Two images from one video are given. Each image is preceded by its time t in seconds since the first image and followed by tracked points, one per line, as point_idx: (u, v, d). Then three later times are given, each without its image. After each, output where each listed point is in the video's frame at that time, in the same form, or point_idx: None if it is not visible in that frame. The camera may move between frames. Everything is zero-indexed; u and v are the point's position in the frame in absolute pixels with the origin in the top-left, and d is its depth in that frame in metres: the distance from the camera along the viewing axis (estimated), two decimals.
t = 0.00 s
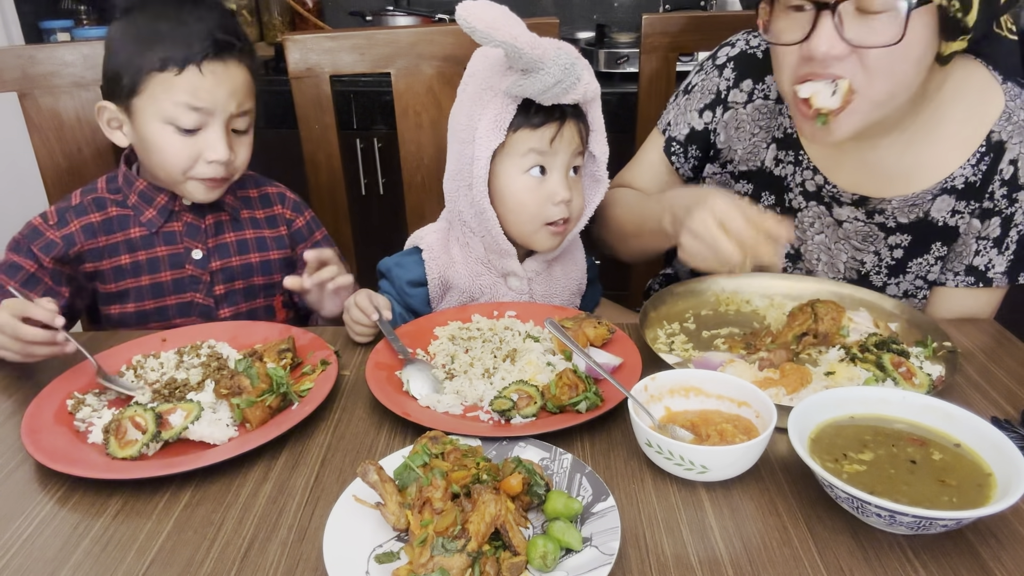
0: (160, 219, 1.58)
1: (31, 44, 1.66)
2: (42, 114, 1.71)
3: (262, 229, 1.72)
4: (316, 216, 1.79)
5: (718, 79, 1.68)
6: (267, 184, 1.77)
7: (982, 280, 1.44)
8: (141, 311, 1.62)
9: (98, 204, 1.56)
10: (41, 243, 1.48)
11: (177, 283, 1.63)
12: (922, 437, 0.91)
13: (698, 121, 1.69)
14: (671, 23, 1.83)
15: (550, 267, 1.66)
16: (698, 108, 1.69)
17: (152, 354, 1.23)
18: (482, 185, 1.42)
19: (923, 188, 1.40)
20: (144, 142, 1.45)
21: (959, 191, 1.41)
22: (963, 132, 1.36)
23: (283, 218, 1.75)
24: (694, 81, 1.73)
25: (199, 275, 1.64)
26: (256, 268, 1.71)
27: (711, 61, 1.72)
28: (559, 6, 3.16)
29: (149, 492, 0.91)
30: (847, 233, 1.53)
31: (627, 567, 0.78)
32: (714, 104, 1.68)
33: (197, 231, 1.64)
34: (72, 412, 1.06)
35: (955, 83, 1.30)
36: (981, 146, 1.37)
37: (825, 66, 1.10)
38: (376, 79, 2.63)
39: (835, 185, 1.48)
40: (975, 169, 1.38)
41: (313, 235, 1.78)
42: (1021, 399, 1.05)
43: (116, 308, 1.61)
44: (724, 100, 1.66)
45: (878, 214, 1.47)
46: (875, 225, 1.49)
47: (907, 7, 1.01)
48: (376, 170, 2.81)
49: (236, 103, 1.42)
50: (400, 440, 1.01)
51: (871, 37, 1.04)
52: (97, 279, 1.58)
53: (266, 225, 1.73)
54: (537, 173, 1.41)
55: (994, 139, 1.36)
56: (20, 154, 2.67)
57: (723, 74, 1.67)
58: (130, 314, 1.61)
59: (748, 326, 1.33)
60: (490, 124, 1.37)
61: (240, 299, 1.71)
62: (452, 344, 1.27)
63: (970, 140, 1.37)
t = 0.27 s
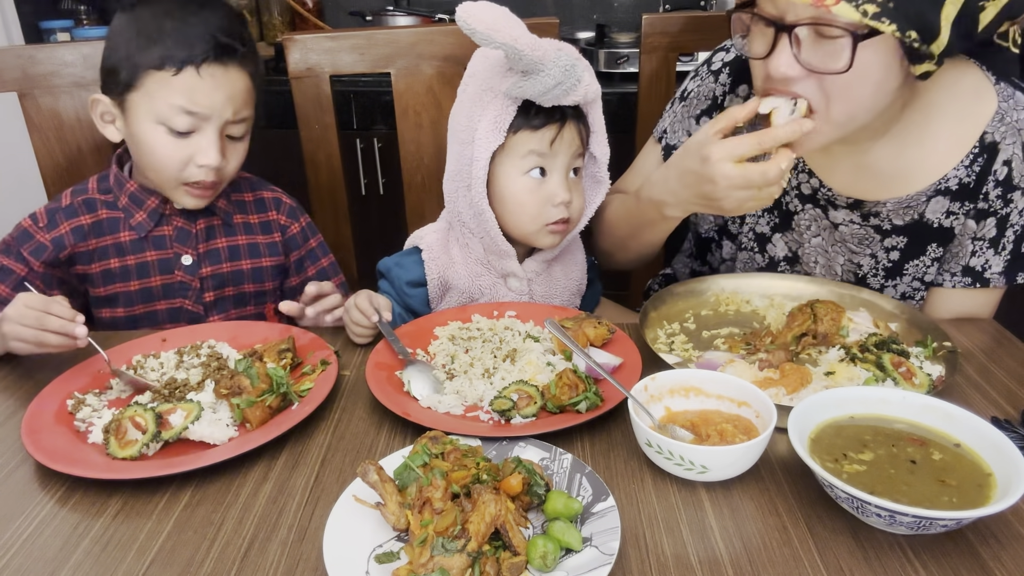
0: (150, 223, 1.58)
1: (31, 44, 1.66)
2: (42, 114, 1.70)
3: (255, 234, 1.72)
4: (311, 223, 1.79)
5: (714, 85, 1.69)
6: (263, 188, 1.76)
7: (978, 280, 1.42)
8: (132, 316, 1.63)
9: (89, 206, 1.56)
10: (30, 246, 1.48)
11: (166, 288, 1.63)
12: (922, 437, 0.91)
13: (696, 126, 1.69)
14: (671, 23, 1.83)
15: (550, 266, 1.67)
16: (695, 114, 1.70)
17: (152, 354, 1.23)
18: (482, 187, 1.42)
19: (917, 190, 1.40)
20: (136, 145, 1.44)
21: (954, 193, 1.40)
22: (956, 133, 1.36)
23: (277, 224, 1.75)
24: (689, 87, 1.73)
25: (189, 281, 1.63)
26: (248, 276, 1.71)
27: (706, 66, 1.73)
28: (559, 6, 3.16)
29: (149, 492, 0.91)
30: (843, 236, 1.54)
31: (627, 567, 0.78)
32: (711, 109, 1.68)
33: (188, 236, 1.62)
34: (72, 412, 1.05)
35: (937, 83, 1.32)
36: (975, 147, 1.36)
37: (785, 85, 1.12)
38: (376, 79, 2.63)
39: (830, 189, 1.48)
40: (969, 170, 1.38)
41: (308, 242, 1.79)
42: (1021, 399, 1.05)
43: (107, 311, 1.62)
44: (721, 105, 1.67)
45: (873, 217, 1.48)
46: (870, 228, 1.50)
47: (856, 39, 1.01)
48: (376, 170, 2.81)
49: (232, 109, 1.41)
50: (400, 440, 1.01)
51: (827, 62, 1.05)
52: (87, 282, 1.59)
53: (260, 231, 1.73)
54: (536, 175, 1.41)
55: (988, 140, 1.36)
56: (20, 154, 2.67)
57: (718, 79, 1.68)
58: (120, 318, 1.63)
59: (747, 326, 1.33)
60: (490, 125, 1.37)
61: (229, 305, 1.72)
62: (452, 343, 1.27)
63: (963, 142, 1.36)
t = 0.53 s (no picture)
0: (156, 224, 1.57)
1: (31, 44, 1.66)
2: (42, 114, 1.70)
3: (262, 235, 1.71)
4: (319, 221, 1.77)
5: (711, 90, 1.68)
6: (271, 188, 1.76)
7: (977, 281, 1.42)
8: (138, 317, 1.64)
9: (97, 206, 1.56)
10: (35, 244, 1.47)
11: (173, 290, 1.63)
12: (922, 437, 0.91)
13: (694, 132, 1.68)
14: (671, 24, 1.83)
15: (550, 267, 1.66)
16: (693, 119, 1.69)
17: (152, 354, 1.23)
18: (477, 186, 1.42)
19: (913, 193, 1.40)
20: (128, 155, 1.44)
21: (950, 196, 1.40)
22: (952, 136, 1.35)
23: (284, 225, 1.74)
24: (687, 93, 1.73)
25: (196, 283, 1.63)
26: (254, 277, 1.72)
27: (704, 72, 1.73)
28: (559, 6, 3.16)
29: (149, 492, 0.91)
30: (841, 239, 1.55)
31: (627, 567, 0.78)
32: (709, 115, 1.67)
33: (195, 238, 1.63)
34: (72, 412, 1.05)
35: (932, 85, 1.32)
36: (971, 150, 1.36)
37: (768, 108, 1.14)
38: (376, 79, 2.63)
39: (828, 193, 1.47)
40: (966, 172, 1.37)
41: (316, 242, 1.77)
42: (1020, 399, 1.05)
43: (111, 314, 1.63)
44: (719, 110, 1.66)
45: (870, 221, 1.47)
46: (868, 231, 1.50)
47: (836, 67, 1.04)
48: (376, 170, 2.81)
49: (205, 105, 1.37)
50: (400, 440, 1.01)
51: (808, 87, 1.08)
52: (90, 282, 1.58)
53: (267, 232, 1.72)
54: (534, 177, 1.41)
55: (984, 142, 1.36)
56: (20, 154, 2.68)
57: (717, 84, 1.67)
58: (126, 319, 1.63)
59: (747, 326, 1.33)
60: (487, 125, 1.38)
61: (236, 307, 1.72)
62: (452, 343, 1.27)
63: (960, 145, 1.36)
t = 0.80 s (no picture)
0: (160, 221, 1.57)
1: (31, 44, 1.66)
2: (42, 114, 1.70)
3: (265, 232, 1.70)
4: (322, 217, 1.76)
5: (709, 92, 1.68)
6: (273, 183, 1.75)
7: (977, 282, 1.43)
8: (144, 315, 1.64)
9: (99, 204, 1.56)
10: (38, 241, 1.49)
11: (178, 288, 1.63)
12: (922, 437, 0.91)
13: (692, 134, 1.69)
14: (671, 23, 1.83)
15: (548, 263, 1.66)
16: (691, 121, 1.69)
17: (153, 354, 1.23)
18: (451, 193, 1.47)
19: (914, 195, 1.40)
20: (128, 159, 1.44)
21: (952, 198, 1.40)
22: (952, 138, 1.35)
23: (287, 220, 1.73)
24: (684, 94, 1.73)
25: (202, 280, 1.63)
26: (260, 273, 1.70)
27: (701, 73, 1.73)
28: (559, 6, 3.16)
29: (149, 491, 0.91)
30: (841, 241, 1.54)
31: (627, 567, 0.78)
32: (707, 116, 1.68)
33: (199, 235, 1.62)
34: (72, 412, 1.05)
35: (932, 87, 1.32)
36: (971, 151, 1.36)
37: (766, 121, 1.15)
38: (376, 79, 2.63)
39: (828, 195, 1.47)
40: (966, 174, 1.37)
41: (318, 236, 1.76)
42: (1020, 399, 1.05)
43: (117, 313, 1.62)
44: (716, 112, 1.67)
45: (871, 222, 1.47)
46: (869, 233, 1.50)
47: (834, 79, 1.05)
48: (376, 170, 2.81)
49: (201, 99, 1.36)
50: (399, 440, 1.01)
51: (805, 97, 1.08)
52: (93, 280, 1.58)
53: (270, 227, 1.71)
54: (503, 195, 1.45)
55: (984, 143, 1.36)
56: (20, 154, 2.68)
57: (714, 86, 1.67)
58: (132, 318, 1.63)
59: (747, 326, 1.33)
60: (459, 137, 1.41)
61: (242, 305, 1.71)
62: (452, 344, 1.27)
63: (960, 147, 1.36)
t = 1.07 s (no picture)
0: (158, 210, 1.58)
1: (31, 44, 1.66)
2: (42, 114, 1.70)
3: (262, 216, 1.71)
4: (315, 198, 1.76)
5: (709, 89, 1.67)
6: (266, 167, 1.75)
7: (978, 283, 1.42)
8: (148, 307, 1.63)
9: (96, 196, 1.56)
10: (34, 236, 1.47)
11: (180, 276, 1.63)
12: (922, 437, 0.91)
13: (692, 132, 1.69)
14: (671, 23, 1.83)
15: (543, 260, 1.66)
16: (691, 118, 1.69)
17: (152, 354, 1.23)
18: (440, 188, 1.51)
19: (914, 195, 1.40)
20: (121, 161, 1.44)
21: (952, 198, 1.40)
22: (952, 138, 1.36)
23: (283, 203, 1.73)
24: (685, 92, 1.72)
25: (204, 266, 1.64)
26: (262, 257, 1.70)
27: (702, 70, 1.73)
28: (559, 6, 3.16)
29: (148, 492, 0.91)
30: (841, 241, 1.54)
31: (627, 567, 0.78)
32: (707, 114, 1.67)
33: (198, 221, 1.63)
34: (72, 412, 1.05)
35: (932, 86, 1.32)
36: (972, 151, 1.36)
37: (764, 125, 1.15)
38: (376, 79, 2.63)
39: (827, 194, 1.47)
40: (967, 174, 1.37)
41: (313, 218, 1.76)
42: (1020, 399, 1.05)
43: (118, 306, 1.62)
44: (716, 110, 1.67)
45: (871, 222, 1.47)
46: (868, 233, 1.50)
47: (826, 85, 1.05)
48: (376, 170, 2.81)
49: (182, 87, 1.32)
50: (399, 440, 1.01)
51: (802, 101, 1.08)
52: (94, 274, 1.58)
53: (267, 211, 1.71)
54: (487, 193, 1.46)
55: (985, 143, 1.36)
56: (20, 154, 2.68)
57: (714, 83, 1.67)
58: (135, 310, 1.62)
59: (747, 326, 1.33)
60: (445, 135, 1.44)
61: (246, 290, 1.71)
62: (452, 343, 1.27)
63: (960, 148, 1.36)
